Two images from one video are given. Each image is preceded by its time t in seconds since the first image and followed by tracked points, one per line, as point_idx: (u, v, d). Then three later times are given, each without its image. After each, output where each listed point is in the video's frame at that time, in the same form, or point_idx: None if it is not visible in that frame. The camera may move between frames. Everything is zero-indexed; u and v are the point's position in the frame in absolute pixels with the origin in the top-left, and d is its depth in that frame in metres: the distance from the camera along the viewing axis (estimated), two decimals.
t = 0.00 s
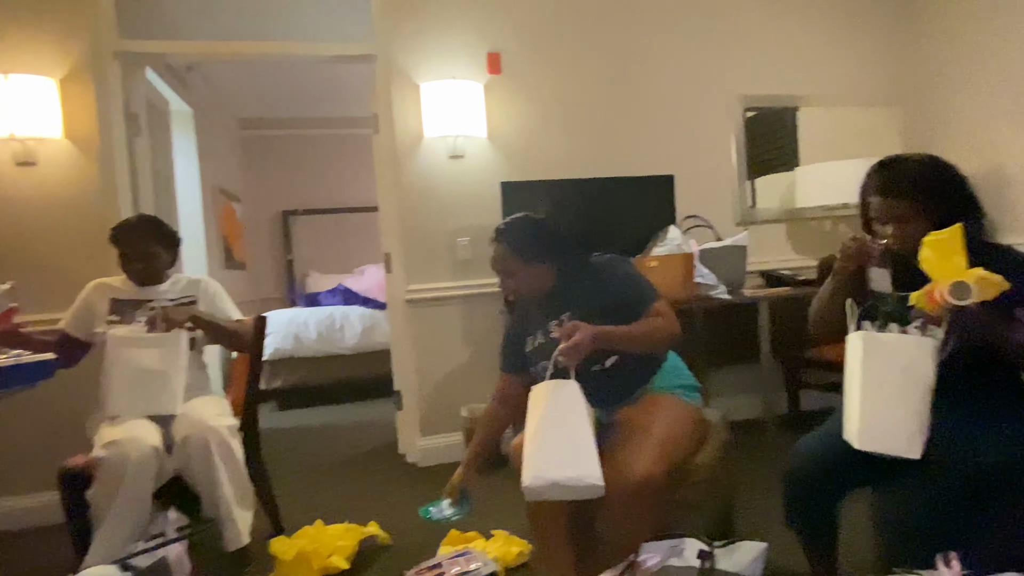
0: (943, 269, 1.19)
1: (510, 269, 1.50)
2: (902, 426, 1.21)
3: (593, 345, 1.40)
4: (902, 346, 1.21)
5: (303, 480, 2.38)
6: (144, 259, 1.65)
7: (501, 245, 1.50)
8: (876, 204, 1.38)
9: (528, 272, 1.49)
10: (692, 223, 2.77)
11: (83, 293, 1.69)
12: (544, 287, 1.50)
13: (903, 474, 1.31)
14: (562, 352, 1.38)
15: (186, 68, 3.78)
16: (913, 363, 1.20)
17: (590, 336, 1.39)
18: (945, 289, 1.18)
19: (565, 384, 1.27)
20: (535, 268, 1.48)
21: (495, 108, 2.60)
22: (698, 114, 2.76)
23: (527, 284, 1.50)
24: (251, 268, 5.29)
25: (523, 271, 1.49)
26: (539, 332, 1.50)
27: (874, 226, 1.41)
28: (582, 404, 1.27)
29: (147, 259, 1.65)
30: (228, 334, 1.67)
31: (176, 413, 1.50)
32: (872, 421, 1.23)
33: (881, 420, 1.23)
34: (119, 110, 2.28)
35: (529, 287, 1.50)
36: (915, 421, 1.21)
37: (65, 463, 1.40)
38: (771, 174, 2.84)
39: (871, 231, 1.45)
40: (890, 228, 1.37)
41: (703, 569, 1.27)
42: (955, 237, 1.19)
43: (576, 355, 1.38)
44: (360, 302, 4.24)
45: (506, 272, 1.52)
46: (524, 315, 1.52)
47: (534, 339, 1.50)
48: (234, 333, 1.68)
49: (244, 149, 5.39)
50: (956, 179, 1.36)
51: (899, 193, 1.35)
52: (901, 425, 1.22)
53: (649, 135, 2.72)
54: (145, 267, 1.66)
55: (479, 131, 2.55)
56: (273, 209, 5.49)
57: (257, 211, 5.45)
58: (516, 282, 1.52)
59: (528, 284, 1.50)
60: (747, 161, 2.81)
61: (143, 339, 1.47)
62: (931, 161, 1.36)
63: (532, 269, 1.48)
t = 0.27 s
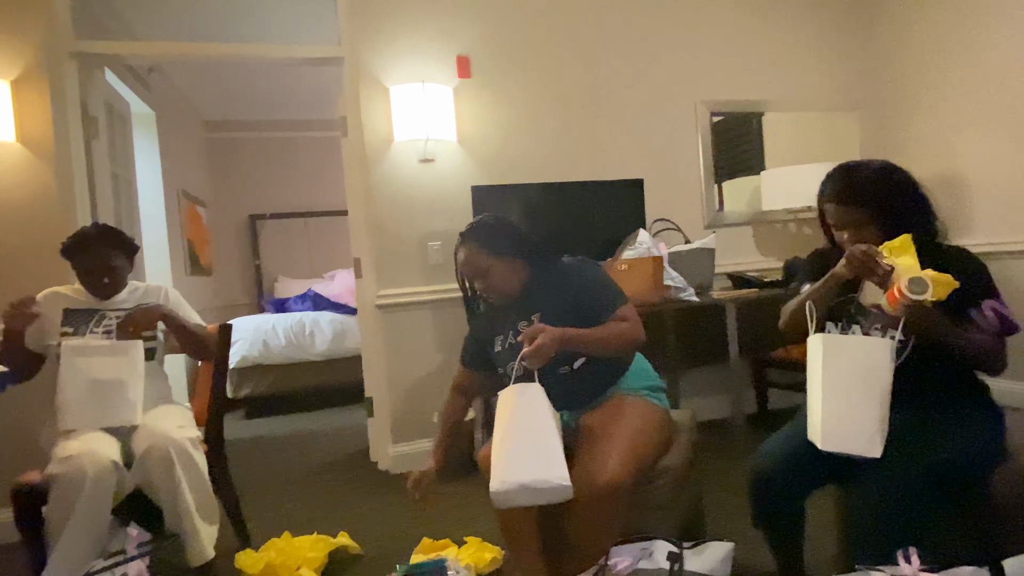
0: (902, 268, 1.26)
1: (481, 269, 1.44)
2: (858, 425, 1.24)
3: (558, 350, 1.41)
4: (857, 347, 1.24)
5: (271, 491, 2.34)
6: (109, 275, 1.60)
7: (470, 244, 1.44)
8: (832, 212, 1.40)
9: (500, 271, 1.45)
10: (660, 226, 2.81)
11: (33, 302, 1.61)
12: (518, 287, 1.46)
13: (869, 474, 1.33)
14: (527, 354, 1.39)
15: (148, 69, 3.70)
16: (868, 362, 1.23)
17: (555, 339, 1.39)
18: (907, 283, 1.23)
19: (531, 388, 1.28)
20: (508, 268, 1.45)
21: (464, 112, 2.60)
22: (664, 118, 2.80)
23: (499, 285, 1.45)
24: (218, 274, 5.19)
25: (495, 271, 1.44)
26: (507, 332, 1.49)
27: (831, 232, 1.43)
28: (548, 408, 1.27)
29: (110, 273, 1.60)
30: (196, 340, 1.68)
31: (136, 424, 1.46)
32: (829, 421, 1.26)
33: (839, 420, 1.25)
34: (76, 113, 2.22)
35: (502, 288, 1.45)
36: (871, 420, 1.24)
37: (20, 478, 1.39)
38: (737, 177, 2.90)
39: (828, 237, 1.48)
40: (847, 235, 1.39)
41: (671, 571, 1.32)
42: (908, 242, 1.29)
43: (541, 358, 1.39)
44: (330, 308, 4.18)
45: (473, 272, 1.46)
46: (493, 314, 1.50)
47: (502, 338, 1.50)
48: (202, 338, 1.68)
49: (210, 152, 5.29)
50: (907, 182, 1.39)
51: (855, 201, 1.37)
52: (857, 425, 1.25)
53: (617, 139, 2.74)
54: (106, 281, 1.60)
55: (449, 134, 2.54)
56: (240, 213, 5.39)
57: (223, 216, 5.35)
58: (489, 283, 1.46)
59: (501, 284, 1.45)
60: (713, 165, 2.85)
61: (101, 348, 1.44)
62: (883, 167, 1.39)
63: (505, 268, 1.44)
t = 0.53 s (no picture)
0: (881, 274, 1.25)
1: (473, 258, 1.48)
2: (829, 427, 1.26)
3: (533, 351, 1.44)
4: (827, 349, 1.26)
5: (242, 503, 2.29)
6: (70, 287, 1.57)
7: (463, 235, 1.47)
8: (796, 218, 1.44)
9: (491, 263, 1.49)
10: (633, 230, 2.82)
11: None
12: (506, 280, 1.51)
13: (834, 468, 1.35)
14: (496, 356, 1.42)
15: (111, 72, 3.62)
16: (838, 365, 1.25)
17: (526, 341, 1.42)
18: (874, 288, 1.22)
19: (502, 391, 1.32)
20: (499, 260, 1.49)
21: (436, 116, 2.58)
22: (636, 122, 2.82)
23: (489, 276, 1.50)
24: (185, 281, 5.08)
25: (487, 262, 1.48)
26: (491, 323, 1.54)
27: (797, 238, 1.47)
28: (520, 409, 1.31)
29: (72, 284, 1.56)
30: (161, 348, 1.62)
31: (100, 438, 1.42)
32: (801, 423, 1.28)
33: (810, 422, 1.27)
34: (34, 117, 2.15)
35: (491, 280, 1.50)
36: (841, 422, 1.26)
37: None
38: (708, 180, 2.92)
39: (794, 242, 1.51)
40: (811, 239, 1.43)
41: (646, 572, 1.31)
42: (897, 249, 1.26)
43: (512, 361, 1.42)
44: (302, 313, 4.13)
45: (463, 262, 1.50)
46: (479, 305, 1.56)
47: (485, 330, 1.55)
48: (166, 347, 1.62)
49: (176, 156, 5.19)
50: (869, 188, 1.42)
51: (817, 207, 1.41)
52: (828, 427, 1.26)
53: (589, 144, 2.76)
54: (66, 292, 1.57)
55: (421, 138, 2.52)
56: (208, 218, 5.30)
57: (191, 221, 5.24)
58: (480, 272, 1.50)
59: (491, 275, 1.50)
60: (684, 168, 2.87)
61: (59, 359, 1.38)
62: (845, 174, 1.42)
63: (497, 260, 1.49)
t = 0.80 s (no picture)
0: (846, 277, 1.26)
1: (478, 246, 1.41)
2: (797, 427, 1.28)
3: (519, 350, 1.42)
4: (796, 351, 1.26)
5: (214, 514, 2.25)
6: (25, 289, 1.50)
7: (473, 221, 1.42)
8: (766, 221, 1.45)
9: (496, 253, 1.42)
10: (609, 232, 2.84)
11: None
12: (508, 273, 1.43)
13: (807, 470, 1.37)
14: (480, 354, 1.40)
15: (77, 74, 3.54)
16: (807, 367, 1.26)
17: (509, 341, 1.40)
18: (841, 294, 1.25)
19: (485, 391, 1.31)
20: (504, 251, 1.42)
21: (412, 119, 2.57)
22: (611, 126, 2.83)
23: (491, 266, 1.43)
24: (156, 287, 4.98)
25: (491, 251, 1.41)
26: (486, 318, 1.46)
27: (767, 241, 1.48)
28: (504, 410, 1.30)
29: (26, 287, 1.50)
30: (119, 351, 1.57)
31: (64, 451, 1.39)
32: (771, 424, 1.29)
33: (780, 423, 1.29)
34: None
35: (493, 270, 1.42)
36: (810, 422, 1.28)
37: None
38: (684, 182, 2.91)
39: (765, 245, 1.52)
40: (780, 242, 1.44)
41: None
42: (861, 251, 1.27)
43: (494, 360, 1.41)
44: (277, 319, 4.07)
45: (468, 250, 1.42)
46: (475, 297, 1.46)
47: (480, 323, 1.46)
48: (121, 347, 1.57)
49: (146, 160, 5.09)
50: (836, 192, 1.44)
51: (786, 210, 1.42)
52: (796, 427, 1.28)
53: (564, 147, 2.76)
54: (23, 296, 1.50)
55: (397, 141, 2.51)
56: (179, 223, 5.20)
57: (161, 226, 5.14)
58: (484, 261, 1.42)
59: (494, 265, 1.43)
60: (659, 171, 2.91)
61: (24, 370, 1.33)
62: (813, 178, 1.44)
63: (502, 251, 1.42)
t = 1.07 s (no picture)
0: (817, 280, 1.28)
1: (486, 239, 1.48)
2: (776, 428, 1.29)
3: (520, 356, 1.41)
4: (775, 353, 1.27)
5: (194, 523, 2.21)
6: None
7: (483, 215, 1.48)
8: (745, 221, 1.46)
9: (502, 248, 1.48)
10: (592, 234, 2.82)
11: None
12: (512, 269, 1.48)
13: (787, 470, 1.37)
14: (483, 358, 1.39)
15: (50, 74, 3.47)
16: (786, 368, 1.27)
17: (513, 348, 1.40)
18: (812, 296, 1.26)
19: (480, 396, 1.27)
20: (508, 247, 1.48)
21: (394, 121, 2.55)
22: (593, 129, 2.84)
23: (497, 261, 1.48)
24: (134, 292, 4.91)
25: (497, 246, 1.47)
26: (489, 312, 1.51)
27: (745, 241, 1.49)
28: (498, 416, 1.27)
29: None
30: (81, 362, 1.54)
31: (35, 462, 1.36)
32: (751, 425, 1.30)
33: (759, 424, 1.30)
34: None
35: (499, 265, 1.48)
36: (788, 422, 1.29)
37: None
38: (663, 186, 2.94)
39: (744, 245, 1.54)
40: (758, 241, 1.45)
41: None
42: (832, 255, 1.30)
43: (497, 365, 1.40)
44: (258, 324, 4.03)
45: (475, 243, 1.49)
46: (480, 291, 1.52)
47: (482, 316, 1.51)
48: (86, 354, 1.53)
49: (123, 162, 5.01)
50: (813, 194, 1.46)
51: (763, 210, 1.44)
52: (775, 428, 1.29)
53: (546, 150, 2.77)
54: None
55: (377, 143, 2.49)
56: (157, 227, 5.13)
57: (138, 230, 5.06)
58: (490, 255, 1.48)
59: (498, 260, 1.48)
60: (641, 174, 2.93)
61: None
62: (791, 180, 1.46)
63: (508, 246, 1.48)
